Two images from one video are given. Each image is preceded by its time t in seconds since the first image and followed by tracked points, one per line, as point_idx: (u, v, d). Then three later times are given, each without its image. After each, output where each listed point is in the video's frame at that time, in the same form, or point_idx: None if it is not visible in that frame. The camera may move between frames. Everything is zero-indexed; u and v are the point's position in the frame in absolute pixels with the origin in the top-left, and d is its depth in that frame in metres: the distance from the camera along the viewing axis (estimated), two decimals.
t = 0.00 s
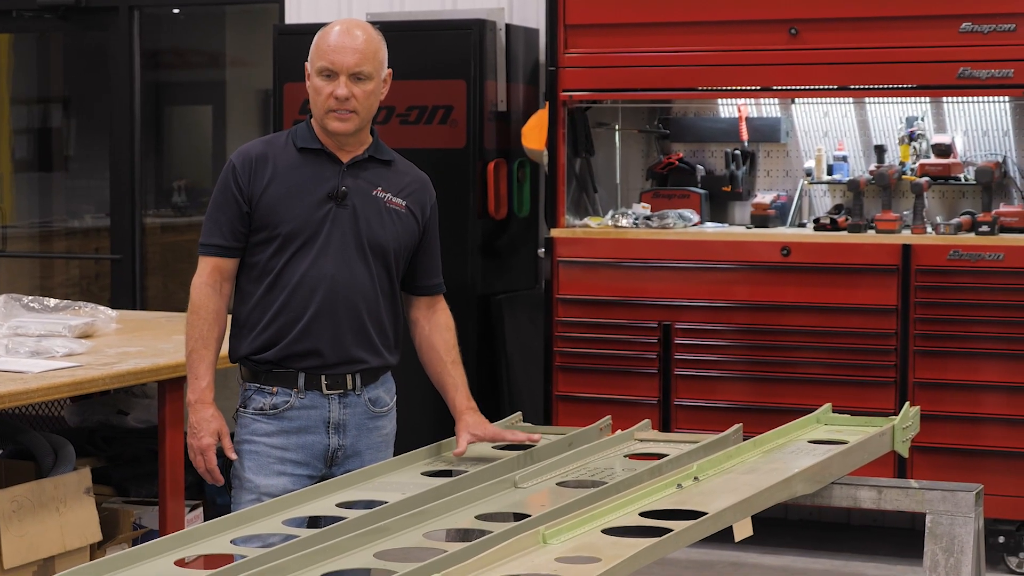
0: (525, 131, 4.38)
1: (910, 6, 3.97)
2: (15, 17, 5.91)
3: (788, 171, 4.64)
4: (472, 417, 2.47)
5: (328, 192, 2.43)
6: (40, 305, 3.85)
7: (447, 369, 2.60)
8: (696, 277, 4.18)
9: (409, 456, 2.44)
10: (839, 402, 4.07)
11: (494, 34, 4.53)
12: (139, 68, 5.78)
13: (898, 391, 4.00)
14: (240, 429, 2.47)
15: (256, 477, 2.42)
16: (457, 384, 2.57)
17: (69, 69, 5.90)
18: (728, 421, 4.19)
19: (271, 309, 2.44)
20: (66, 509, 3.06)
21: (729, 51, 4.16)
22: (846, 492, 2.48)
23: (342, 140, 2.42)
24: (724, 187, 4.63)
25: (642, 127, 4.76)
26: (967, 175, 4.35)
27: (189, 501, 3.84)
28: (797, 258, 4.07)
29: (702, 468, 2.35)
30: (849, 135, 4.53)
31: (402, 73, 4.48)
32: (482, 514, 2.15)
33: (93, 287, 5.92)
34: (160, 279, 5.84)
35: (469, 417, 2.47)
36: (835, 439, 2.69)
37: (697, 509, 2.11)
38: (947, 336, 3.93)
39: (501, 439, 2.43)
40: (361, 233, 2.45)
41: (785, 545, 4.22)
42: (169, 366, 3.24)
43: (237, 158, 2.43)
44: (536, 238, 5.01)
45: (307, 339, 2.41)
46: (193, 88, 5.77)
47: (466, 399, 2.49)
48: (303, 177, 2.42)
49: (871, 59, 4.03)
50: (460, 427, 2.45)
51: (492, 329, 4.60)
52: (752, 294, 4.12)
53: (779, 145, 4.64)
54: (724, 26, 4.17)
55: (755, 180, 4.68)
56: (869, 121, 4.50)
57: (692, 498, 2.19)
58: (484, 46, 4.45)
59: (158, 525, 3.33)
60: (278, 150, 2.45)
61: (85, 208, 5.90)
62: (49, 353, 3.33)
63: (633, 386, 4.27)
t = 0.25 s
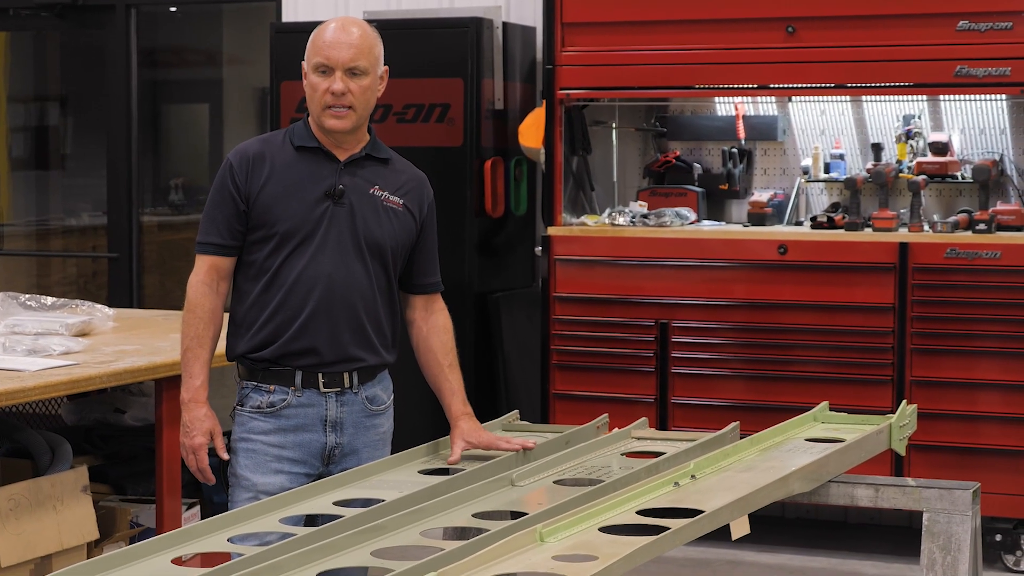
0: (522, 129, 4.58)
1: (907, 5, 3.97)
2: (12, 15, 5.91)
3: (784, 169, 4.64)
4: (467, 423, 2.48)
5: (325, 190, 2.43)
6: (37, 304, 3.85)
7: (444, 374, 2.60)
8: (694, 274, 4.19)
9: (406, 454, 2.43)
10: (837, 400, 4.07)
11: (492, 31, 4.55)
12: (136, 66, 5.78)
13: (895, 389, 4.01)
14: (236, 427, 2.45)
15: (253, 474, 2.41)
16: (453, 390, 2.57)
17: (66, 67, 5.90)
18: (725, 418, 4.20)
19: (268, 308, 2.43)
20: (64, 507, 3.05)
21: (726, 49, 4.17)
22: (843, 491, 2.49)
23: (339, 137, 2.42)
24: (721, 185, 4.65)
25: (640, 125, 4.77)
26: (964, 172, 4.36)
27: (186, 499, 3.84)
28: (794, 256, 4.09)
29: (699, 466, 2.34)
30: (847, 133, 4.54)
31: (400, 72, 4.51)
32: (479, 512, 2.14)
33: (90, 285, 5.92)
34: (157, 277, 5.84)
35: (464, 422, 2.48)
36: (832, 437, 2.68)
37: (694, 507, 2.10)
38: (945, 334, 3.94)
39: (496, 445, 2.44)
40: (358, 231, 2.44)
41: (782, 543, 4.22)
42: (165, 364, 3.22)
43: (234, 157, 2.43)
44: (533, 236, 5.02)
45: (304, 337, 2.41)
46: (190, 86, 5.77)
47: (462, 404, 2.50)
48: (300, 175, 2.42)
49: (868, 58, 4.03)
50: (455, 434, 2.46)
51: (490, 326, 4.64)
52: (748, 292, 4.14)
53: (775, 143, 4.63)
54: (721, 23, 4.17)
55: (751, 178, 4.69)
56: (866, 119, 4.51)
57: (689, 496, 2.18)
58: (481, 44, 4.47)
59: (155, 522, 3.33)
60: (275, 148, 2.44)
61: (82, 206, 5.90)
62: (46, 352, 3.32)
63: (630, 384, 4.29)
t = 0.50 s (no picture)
0: (520, 128, 4.61)
1: (905, 4, 3.97)
2: (10, 14, 5.92)
3: (782, 168, 4.65)
4: (465, 421, 2.48)
5: (320, 188, 2.42)
6: (34, 302, 3.86)
7: (442, 371, 2.60)
8: (692, 273, 4.20)
9: (403, 453, 2.43)
10: (834, 399, 4.08)
11: (489, 30, 4.57)
12: (133, 65, 5.78)
13: (892, 388, 4.01)
14: (234, 426, 2.45)
15: (250, 473, 2.41)
16: (451, 386, 2.57)
17: (63, 66, 5.90)
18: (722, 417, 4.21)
19: (264, 307, 2.43)
20: (61, 505, 3.02)
21: (723, 48, 4.17)
22: (841, 489, 2.47)
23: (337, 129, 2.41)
24: (718, 184, 4.64)
25: (637, 124, 4.77)
26: (961, 171, 4.36)
27: (184, 498, 3.84)
28: (791, 255, 4.09)
29: (696, 465, 2.33)
30: (844, 131, 4.55)
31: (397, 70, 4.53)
32: (476, 511, 2.13)
33: (87, 284, 5.92)
34: (155, 276, 5.84)
35: (461, 420, 2.48)
36: (830, 437, 2.67)
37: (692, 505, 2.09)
38: (943, 333, 3.95)
39: (492, 444, 2.44)
40: (354, 229, 2.44)
41: (780, 542, 4.22)
42: (163, 363, 3.21)
43: (229, 157, 2.42)
44: (531, 235, 5.03)
45: (300, 336, 2.40)
46: (188, 85, 5.77)
47: (460, 402, 2.51)
48: (295, 174, 2.41)
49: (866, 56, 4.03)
50: (452, 431, 2.46)
51: (487, 324, 4.66)
52: (746, 291, 4.14)
53: (773, 142, 4.65)
54: (719, 22, 4.18)
55: (748, 177, 4.70)
56: (863, 118, 4.52)
57: (686, 494, 2.17)
58: (478, 43, 4.49)
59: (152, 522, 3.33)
60: (270, 148, 2.44)
61: (80, 204, 5.90)
62: (43, 350, 3.31)
63: (628, 383, 4.30)
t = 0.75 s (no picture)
0: (518, 128, 4.61)
1: (903, 3, 3.98)
2: (7, 14, 5.93)
3: (780, 167, 4.66)
4: (462, 420, 2.47)
5: (317, 187, 2.42)
6: (32, 301, 3.86)
7: (440, 369, 2.60)
8: (689, 272, 4.20)
9: (401, 452, 2.42)
10: (831, 398, 4.09)
11: (486, 29, 4.58)
12: (130, 64, 5.77)
13: (890, 387, 4.02)
14: (231, 426, 2.44)
15: (248, 472, 2.41)
16: (449, 384, 2.57)
17: (61, 65, 5.91)
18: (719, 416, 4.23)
19: (262, 306, 2.42)
20: (58, 505, 3.01)
21: (720, 47, 4.18)
22: (838, 489, 2.47)
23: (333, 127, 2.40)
24: (716, 183, 4.63)
25: (634, 123, 4.78)
26: (958, 170, 4.37)
27: (182, 497, 3.84)
28: (789, 254, 4.09)
29: (694, 463, 2.33)
30: (841, 131, 4.55)
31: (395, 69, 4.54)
32: (474, 510, 2.13)
33: (84, 283, 5.92)
34: (152, 275, 5.84)
35: (459, 418, 2.48)
36: (828, 436, 2.67)
37: (690, 504, 2.09)
38: (940, 332, 3.95)
39: (490, 442, 2.43)
40: (351, 227, 2.43)
41: (778, 540, 4.23)
42: (161, 362, 3.20)
43: (226, 157, 2.42)
44: (529, 234, 5.04)
45: (298, 335, 2.40)
46: (185, 84, 5.77)
47: (457, 400, 2.50)
48: (292, 174, 2.41)
49: (863, 55, 4.04)
50: (450, 430, 2.46)
51: (485, 324, 4.66)
52: (743, 290, 4.15)
53: (771, 141, 4.66)
54: (716, 21, 4.18)
55: (746, 177, 4.71)
56: (860, 117, 4.52)
57: (684, 493, 2.16)
58: (476, 41, 4.50)
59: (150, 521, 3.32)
60: (267, 147, 2.43)
61: (77, 204, 5.91)
62: (41, 349, 3.29)
63: (627, 382, 4.31)
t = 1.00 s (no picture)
0: (515, 126, 4.61)
1: (901, 2, 3.98)
2: (5, 13, 5.93)
3: (778, 166, 4.66)
4: (460, 419, 2.47)
5: (317, 186, 2.41)
6: (30, 300, 3.86)
7: (439, 369, 2.60)
8: (688, 271, 4.20)
9: (399, 451, 2.42)
10: (829, 397, 4.09)
11: (485, 28, 4.59)
12: (128, 63, 5.78)
13: (888, 386, 4.03)
14: (230, 424, 2.44)
15: (247, 471, 2.40)
16: (447, 383, 2.57)
17: (59, 64, 5.91)
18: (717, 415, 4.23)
19: (261, 305, 2.41)
20: (56, 504, 2.98)
21: (719, 46, 4.18)
22: (837, 488, 2.45)
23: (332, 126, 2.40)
24: (714, 182, 4.63)
25: (633, 121, 4.79)
26: (956, 169, 4.38)
27: (180, 496, 3.84)
28: (787, 253, 4.10)
29: (692, 463, 2.33)
30: (839, 130, 4.55)
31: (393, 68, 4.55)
32: (472, 509, 2.13)
33: (82, 282, 5.92)
34: (150, 274, 5.84)
35: (457, 418, 2.48)
36: (826, 434, 2.67)
37: (689, 503, 2.08)
38: (939, 331, 3.96)
39: (488, 441, 2.43)
40: (351, 226, 2.43)
41: (776, 540, 4.23)
42: (158, 361, 3.19)
43: (225, 155, 2.41)
44: (526, 233, 5.05)
45: (297, 334, 2.39)
46: (183, 83, 5.77)
47: (456, 400, 2.50)
48: (292, 173, 2.40)
49: (862, 54, 4.04)
50: (448, 429, 2.45)
51: (484, 322, 4.66)
52: (742, 289, 4.15)
53: (769, 140, 4.66)
54: (715, 20, 4.18)
55: (745, 175, 4.70)
56: (859, 116, 4.52)
57: (683, 493, 2.16)
58: (474, 40, 4.50)
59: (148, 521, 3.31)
60: (267, 146, 2.43)
61: (76, 203, 5.91)
62: (39, 348, 3.28)
63: (625, 381, 4.32)
